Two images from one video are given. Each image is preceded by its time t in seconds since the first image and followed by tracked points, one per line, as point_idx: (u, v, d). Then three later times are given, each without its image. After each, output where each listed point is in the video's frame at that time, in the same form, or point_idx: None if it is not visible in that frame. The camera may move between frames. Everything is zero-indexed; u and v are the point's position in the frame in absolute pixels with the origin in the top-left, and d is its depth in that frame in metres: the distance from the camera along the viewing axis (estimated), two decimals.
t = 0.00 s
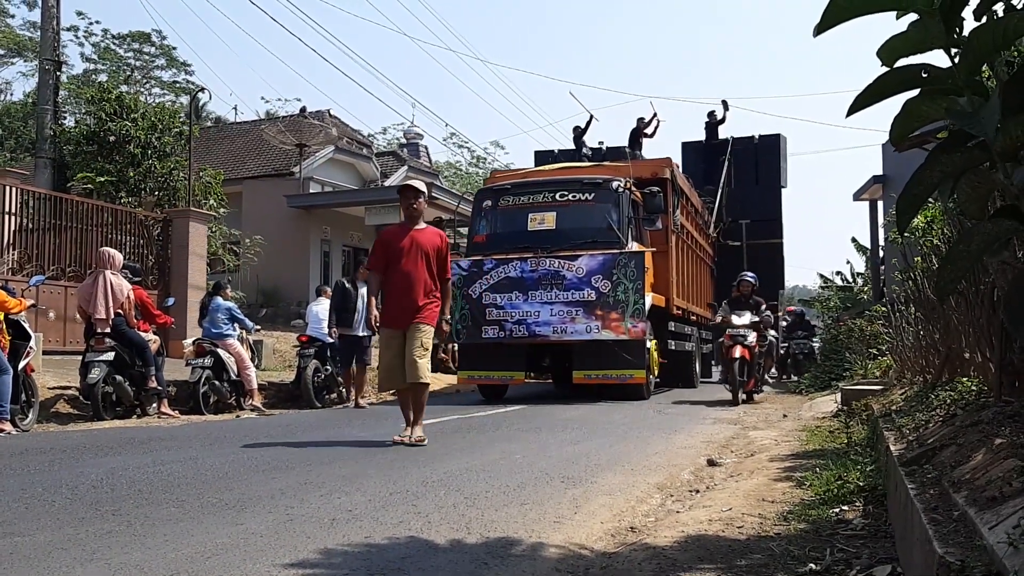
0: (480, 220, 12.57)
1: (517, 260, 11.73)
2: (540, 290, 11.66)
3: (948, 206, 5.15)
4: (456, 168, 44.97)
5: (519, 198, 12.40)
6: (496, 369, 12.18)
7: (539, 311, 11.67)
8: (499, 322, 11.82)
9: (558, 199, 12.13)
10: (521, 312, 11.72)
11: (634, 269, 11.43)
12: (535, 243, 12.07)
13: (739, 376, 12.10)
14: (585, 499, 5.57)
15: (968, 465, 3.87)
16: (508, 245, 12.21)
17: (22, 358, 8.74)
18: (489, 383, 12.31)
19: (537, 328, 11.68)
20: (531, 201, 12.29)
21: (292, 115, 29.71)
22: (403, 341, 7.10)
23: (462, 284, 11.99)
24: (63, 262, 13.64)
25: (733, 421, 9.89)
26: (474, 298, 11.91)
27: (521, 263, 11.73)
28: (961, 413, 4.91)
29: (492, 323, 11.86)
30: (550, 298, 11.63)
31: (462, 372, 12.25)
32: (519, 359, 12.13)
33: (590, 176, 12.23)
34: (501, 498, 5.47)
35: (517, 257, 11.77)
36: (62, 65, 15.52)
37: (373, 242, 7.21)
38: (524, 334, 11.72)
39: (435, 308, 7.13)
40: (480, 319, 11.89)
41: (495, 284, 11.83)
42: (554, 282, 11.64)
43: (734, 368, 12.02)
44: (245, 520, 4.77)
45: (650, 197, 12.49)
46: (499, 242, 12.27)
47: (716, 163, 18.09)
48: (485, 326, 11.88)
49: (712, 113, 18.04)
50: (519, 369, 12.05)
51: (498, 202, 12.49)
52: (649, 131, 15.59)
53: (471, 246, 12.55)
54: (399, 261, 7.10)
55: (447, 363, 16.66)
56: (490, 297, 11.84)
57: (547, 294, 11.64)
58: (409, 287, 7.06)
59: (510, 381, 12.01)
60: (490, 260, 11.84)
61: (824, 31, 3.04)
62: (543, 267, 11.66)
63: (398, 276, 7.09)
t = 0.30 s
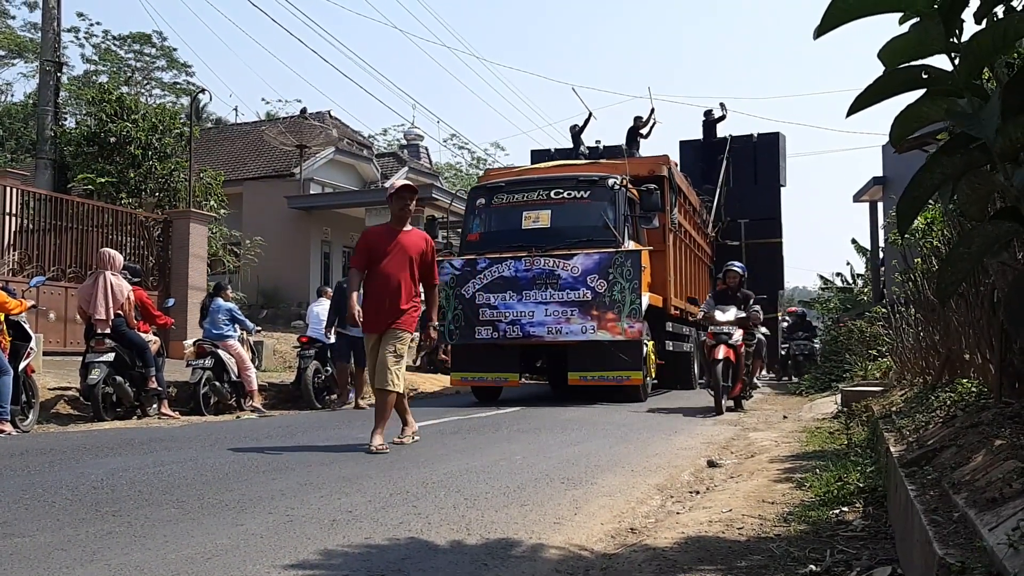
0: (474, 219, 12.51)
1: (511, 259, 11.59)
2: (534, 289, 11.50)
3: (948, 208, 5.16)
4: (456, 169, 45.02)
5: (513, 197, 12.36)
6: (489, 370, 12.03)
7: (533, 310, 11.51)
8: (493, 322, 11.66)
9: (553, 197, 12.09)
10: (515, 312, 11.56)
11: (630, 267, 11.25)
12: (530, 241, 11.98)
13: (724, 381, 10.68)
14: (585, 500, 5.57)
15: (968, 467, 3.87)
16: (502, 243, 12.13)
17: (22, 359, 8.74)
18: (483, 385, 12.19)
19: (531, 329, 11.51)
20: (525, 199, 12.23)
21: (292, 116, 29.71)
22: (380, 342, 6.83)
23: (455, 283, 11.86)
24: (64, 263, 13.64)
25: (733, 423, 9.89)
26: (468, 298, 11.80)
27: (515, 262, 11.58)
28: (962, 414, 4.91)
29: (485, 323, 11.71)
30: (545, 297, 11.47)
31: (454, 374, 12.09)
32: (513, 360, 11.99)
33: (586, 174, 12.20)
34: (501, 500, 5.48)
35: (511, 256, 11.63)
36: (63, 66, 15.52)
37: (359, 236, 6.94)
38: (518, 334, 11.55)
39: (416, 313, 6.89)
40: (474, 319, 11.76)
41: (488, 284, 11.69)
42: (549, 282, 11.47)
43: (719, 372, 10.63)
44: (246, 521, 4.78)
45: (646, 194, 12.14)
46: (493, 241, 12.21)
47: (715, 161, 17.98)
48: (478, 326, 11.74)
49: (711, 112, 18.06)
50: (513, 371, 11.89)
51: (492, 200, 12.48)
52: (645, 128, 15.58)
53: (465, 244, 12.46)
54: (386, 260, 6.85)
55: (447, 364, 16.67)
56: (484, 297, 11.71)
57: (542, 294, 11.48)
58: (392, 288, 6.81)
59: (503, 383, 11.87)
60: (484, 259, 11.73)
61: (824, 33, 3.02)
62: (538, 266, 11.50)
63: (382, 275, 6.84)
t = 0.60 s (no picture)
0: (468, 221, 12.42)
1: (505, 262, 11.54)
2: (529, 292, 11.45)
3: (948, 214, 5.18)
4: (458, 175, 45.08)
5: (507, 198, 12.25)
6: (483, 375, 11.95)
7: (528, 314, 11.45)
8: (487, 327, 11.61)
9: (548, 198, 11.97)
10: (509, 315, 11.50)
11: (626, 269, 11.19)
12: (524, 243, 11.88)
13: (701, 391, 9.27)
14: (585, 506, 5.57)
15: (969, 472, 3.87)
16: (497, 245, 12.03)
17: (23, 364, 8.76)
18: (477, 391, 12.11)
19: (526, 333, 11.45)
20: (520, 200, 12.13)
21: (293, 121, 29.75)
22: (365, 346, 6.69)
23: (449, 287, 11.81)
24: (65, 267, 13.65)
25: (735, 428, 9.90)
26: (461, 302, 11.74)
27: (509, 265, 11.53)
28: (963, 420, 4.91)
29: (479, 327, 11.66)
30: (540, 301, 11.42)
31: (448, 379, 11.99)
32: (508, 365, 11.91)
33: (582, 175, 12.10)
34: (502, 505, 5.47)
35: (505, 259, 11.60)
36: (65, 71, 15.55)
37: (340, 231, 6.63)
38: (513, 338, 11.50)
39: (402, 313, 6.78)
40: (467, 323, 11.72)
41: (482, 287, 11.64)
42: (544, 285, 11.42)
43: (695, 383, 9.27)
44: (245, 526, 4.77)
45: (643, 194, 11.85)
46: (488, 243, 12.11)
47: (713, 163, 17.88)
48: (472, 330, 11.69)
49: (711, 114, 18.01)
50: (507, 376, 11.79)
51: (485, 202, 12.38)
52: (642, 130, 15.57)
53: (458, 246, 12.40)
54: (372, 261, 6.62)
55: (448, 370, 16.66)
56: (477, 301, 11.65)
57: (537, 297, 11.42)
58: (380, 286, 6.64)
59: (498, 389, 11.80)
60: (477, 262, 11.65)
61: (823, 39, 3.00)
62: (533, 269, 11.45)
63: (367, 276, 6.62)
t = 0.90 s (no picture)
0: (462, 224, 12.22)
1: (500, 265, 11.28)
2: (524, 296, 11.18)
3: (951, 219, 5.20)
4: (460, 180, 45.15)
5: (502, 199, 12.06)
6: (478, 383, 11.67)
7: (523, 319, 11.16)
8: (481, 332, 11.32)
9: (544, 200, 11.75)
10: (504, 320, 11.21)
11: (623, 272, 11.01)
12: (519, 245, 11.64)
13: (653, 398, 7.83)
14: (587, 512, 5.56)
15: (972, 478, 3.86)
16: (492, 248, 11.80)
17: (25, 369, 8.77)
18: (472, 398, 11.83)
19: (521, 338, 11.15)
20: (515, 202, 11.92)
21: (296, 127, 29.81)
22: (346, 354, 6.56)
23: (442, 291, 11.56)
24: (68, 273, 13.68)
25: (737, 434, 9.88)
26: (454, 306, 11.47)
27: (504, 268, 11.28)
28: (966, 426, 4.90)
29: (473, 332, 11.37)
30: (535, 305, 11.14)
31: (442, 386, 11.72)
32: (503, 371, 11.63)
33: (579, 176, 11.89)
34: (504, 511, 5.46)
35: (500, 262, 11.32)
36: (68, 78, 15.60)
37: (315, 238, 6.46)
38: (507, 344, 11.20)
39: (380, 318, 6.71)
40: (461, 328, 11.43)
41: (475, 291, 11.38)
42: (539, 288, 11.15)
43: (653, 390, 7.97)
44: (247, 532, 4.77)
45: (642, 195, 11.72)
46: (483, 245, 11.88)
47: (714, 166, 17.99)
48: (466, 335, 11.41)
49: (711, 118, 17.99)
50: (502, 383, 11.52)
51: (479, 203, 12.17)
52: (641, 133, 15.55)
53: (452, 249, 12.16)
54: (351, 266, 6.50)
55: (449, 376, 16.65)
56: (471, 305, 11.37)
57: (532, 301, 11.15)
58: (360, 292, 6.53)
59: (492, 396, 11.52)
60: (472, 265, 11.43)
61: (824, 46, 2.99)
62: (528, 272, 11.18)
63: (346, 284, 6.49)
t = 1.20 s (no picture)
0: (457, 223, 12.02)
1: (494, 265, 11.08)
2: (519, 298, 10.94)
3: (953, 223, 5.20)
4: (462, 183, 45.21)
5: (498, 199, 11.85)
6: (473, 386, 11.48)
7: (518, 321, 10.94)
8: (475, 334, 11.15)
9: (540, 199, 11.49)
10: (498, 322, 11.01)
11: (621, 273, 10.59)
12: (514, 244, 11.40)
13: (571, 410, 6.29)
14: (590, 516, 5.55)
15: (975, 482, 3.86)
16: (487, 248, 11.60)
17: (28, 373, 8.78)
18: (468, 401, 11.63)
19: (516, 340, 10.94)
20: (511, 202, 11.70)
21: (298, 130, 29.82)
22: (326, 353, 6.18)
23: (435, 292, 11.42)
24: (70, 276, 13.70)
25: (740, 437, 9.87)
26: (448, 307, 11.30)
27: (499, 269, 11.05)
28: (968, 429, 4.89)
29: (467, 334, 11.22)
30: (530, 307, 10.88)
31: (437, 389, 11.53)
32: (499, 374, 11.42)
33: (576, 174, 11.58)
34: (506, 515, 5.46)
35: (495, 263, 11.12)
36: (71, 82, 15.62)
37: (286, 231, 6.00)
38: (502, 346, 10.99)
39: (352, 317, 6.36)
40: (455, 330, 11.27)
41: (469, 292, 11.20)
42: (535, 289, 10.89)
43: (575, 396, 6.38)
44: (249, 536, 4.77)
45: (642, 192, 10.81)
46: (477, 245, 11.69)
47: (715, 167, 17.67)
48: (460, 337, 11.26)
49: (711, 118, 17.99)
50: (498, 386, 11.30)
51: (474, 202, 12.00)
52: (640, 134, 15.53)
53: (446, 249, 11.98)
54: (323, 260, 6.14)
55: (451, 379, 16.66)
56: (465, 306, 11.20)
57: (527, 302, 10.90)
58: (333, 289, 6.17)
59: (488, 399, 11.30)
60: (465, 266, 11.27)
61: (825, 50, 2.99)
62: (523, 273, 10.93)
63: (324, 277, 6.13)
